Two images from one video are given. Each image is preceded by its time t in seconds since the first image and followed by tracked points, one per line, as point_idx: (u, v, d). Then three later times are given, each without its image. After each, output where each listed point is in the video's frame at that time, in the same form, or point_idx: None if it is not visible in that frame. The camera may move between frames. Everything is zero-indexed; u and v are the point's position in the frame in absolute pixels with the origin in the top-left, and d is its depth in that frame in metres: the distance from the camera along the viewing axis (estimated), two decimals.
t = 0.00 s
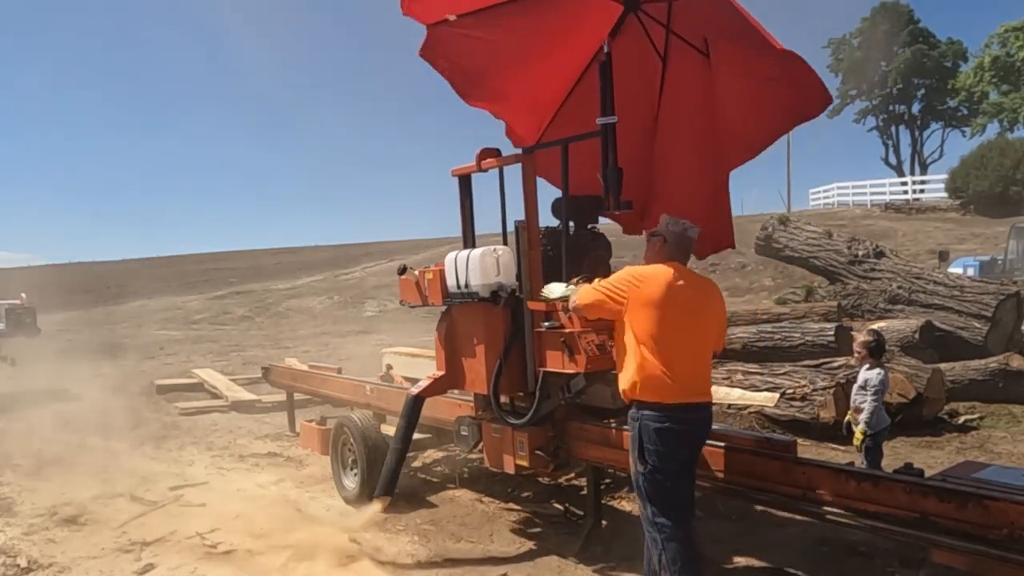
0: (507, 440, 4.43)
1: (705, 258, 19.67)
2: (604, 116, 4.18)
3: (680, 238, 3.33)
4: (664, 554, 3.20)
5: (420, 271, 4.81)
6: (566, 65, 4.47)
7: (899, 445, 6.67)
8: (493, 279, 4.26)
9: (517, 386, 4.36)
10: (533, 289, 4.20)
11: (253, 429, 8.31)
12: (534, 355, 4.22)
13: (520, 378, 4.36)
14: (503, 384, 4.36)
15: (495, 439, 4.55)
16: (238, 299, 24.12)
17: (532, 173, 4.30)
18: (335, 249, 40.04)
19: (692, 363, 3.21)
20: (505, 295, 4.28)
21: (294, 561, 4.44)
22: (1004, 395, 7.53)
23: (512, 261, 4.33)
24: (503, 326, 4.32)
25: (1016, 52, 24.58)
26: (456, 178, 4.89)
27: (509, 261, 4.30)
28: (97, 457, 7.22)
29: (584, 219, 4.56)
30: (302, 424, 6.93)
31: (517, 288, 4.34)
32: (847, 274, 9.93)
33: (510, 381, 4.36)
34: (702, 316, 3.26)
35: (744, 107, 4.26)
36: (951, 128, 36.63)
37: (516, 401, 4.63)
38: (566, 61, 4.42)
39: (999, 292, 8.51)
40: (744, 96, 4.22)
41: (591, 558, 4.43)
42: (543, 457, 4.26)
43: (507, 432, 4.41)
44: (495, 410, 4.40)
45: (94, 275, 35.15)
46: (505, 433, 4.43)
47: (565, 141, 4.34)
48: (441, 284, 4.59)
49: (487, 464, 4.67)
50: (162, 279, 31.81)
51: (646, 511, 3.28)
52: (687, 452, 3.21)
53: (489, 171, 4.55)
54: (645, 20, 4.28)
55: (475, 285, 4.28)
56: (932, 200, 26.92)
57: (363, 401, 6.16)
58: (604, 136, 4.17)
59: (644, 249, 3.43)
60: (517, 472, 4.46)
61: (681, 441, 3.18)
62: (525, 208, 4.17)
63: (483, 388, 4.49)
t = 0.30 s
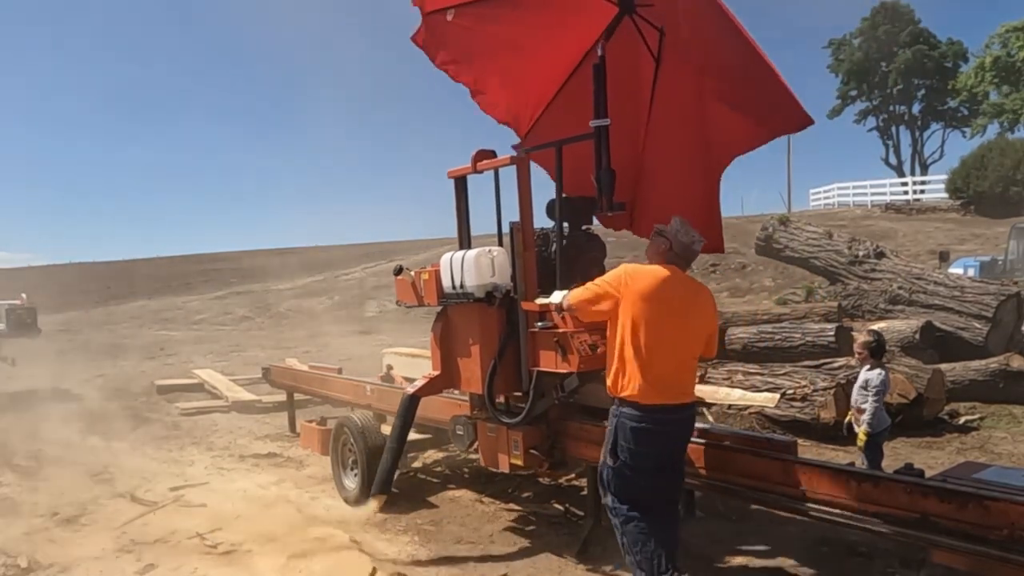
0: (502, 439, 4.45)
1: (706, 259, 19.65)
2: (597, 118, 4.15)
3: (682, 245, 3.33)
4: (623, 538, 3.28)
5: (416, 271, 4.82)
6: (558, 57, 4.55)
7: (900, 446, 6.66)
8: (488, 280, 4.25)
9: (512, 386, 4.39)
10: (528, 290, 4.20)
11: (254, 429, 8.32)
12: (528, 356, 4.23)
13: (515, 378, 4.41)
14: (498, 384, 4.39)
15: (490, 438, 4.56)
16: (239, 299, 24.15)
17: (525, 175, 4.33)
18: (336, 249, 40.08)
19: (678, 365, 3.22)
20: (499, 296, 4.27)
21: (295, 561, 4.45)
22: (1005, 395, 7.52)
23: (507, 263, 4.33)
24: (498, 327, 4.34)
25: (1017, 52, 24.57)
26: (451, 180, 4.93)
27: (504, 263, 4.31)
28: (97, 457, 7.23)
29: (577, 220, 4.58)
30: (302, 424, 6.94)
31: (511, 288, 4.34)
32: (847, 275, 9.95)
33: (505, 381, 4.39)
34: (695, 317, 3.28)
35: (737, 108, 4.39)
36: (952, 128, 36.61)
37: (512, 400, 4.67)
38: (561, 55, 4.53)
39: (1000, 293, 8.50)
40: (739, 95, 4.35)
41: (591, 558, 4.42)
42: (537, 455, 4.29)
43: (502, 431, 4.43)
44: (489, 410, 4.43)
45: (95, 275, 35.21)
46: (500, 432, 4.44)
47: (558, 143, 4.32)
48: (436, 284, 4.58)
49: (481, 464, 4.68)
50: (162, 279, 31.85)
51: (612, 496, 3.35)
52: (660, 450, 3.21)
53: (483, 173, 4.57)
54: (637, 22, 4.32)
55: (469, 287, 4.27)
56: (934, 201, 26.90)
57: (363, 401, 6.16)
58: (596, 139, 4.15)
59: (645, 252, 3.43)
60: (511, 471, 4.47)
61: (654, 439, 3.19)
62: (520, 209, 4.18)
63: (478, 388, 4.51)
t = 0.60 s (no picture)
0: (497, 438, 4.45)
1: (706, 259, 19.63)
2: (590, 121, 4.18)
3: (671, 244, 3.32)
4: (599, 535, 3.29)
5: (413, 272, 4.82)
6: (554, 57, 4.45)
7: (900, 446, 6.66)
8: (483, 280, 4.26)
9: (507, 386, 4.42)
10: (522, 290, 4.16)
11: (254, 429, 8.33)
12: (522, 356, 4.23)
13: (510, 377, 4.43)
14: (493, 384, 4.42)
15: (485, 437, 4.57)
16: (239, 299, 24.18)
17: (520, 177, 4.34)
18: (335, 249, 40.14)
19: (666, 366, 3.22)
20: (494, 296, 4.26)
21: (296, 561, 4.45)
22: (1005, 395, 7.52)
23: (502, 263, 4.33)
24: (493, 327, 4.35)
25: (1017, 52, 24.54)
26: (447, 182, 4.94)
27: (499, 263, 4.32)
28: (98, 457, 7.23)
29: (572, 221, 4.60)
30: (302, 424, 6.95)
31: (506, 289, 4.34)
32: (848, 275, 9.95)
33: (500, 380, 4.42)
34: (685, 319, 3.29)
35: (737, 108, 4.35)
36: (952, 128, 36.59)
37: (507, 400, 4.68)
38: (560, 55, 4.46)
39: (1001, 293, 8.50)
40: (738, 97, 4.31)
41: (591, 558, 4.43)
42: (532, 454, 4.28)
43: (497, 431, 4.43)
44: (484, 409, 4.45)
45: (96, 275, 35.27)
46: (495, 431, 4.45)
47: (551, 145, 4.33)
48: (431, 284, 4.58)
49: (477, 463, 4.69)
50: (163, 279, 31.89)
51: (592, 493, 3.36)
52: (645, 452, 3.21)
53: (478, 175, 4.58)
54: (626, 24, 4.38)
55: (465, 287, 4.28)
56: (934, 202, 26.88)
57: (363, 401, 6.17)
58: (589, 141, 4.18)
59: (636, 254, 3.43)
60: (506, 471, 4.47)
61: (639, 441, 3.19)
62: (515, 209, 4.20)
63: (473, 387, 4.53)
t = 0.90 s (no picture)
0: (493, 437, 4.45)
1: (706, 259, 19.62)
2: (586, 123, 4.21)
3: (652, 240, 3.35)
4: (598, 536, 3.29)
5: (411, 272, 4.83)
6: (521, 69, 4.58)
7: (900, 446, 6.67)
8: (479, 280, 4.26)
9: (503, 385, 4.41)
10: (519, 290, 4.25)
11: (255, 429, 8.34)
12: (518, 356, 4.24)
13: (507, 378, 4.44)
14: (490, 384, 4.42)
15: (482, 437, 4.57)
16: (239, 299, 24.22)
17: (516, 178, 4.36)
18: (335, 249, 40.18)
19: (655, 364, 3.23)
20: (490, 297, 4.26)
21: (297, 561, 4.46)
22: (1005, 396, 7.52)
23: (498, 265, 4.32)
24: (489, 327, 4.36)
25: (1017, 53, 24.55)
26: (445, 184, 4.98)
27: (494, 264, 4.31)
28: (99, 457, 7.25)
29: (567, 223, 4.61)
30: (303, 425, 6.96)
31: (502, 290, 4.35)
32: (848, 275, 9.95)
33: (496, 380, 4.42)
34: (671, 315, 3.30)
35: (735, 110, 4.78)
36: (952, 128, 36.59)
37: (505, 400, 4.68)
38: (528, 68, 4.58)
39: (1001, 294, 8.51)
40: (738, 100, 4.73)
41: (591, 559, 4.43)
42: (527, 453, 4.28)
43: (493, 430, 4.43)
44: (481, 409, 4.45)
45: (96, 275, 35.32)
46: (491, 431, 4.45)
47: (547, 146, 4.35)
48: (428, 284, 4.59)
49: (474, 462, 4.69)
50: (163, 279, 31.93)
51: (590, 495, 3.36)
52: (634, 450, 3.21)
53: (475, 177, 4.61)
54: (622, 26, 4.49)
55: (461, 288, 4.28)
56: (934, 202, 26.88)
57: (364, 402, 6.19)
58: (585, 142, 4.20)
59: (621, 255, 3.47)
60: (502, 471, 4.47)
61: (628, 439, 3.19)
62: (511, 210, 4.24)
63: (469, 387, 4.53)
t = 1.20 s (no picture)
0: (490, 437, 4.45)
1: (707, 259, 19.63)
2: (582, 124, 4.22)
3: (641, 240, 3.36)
4: (596, 537, 3.28)
5: (408, 273, 4.83)
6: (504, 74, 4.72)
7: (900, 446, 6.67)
8: (476, 281, 4.27)
9: (500, 385, 4.41)
10: (515, 291, 4.24)
11: (255, 429, 8.34)
12: (515, 356, 4.24)
13: (503, 378, 4.43)
14: (487, 384, 4.41)
15: (479, 436, 4.56)
16: (240, 300, 24.25)
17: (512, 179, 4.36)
18: (336, 250, 40.25)
19: (645, 365, 3.23)
20: (487, 297, 4.28)
21: (296, 561, 4.46)
22: (1006, 396, 7.52)
23: (495, 265, 4.32)
24: (486, 327, 4.36)
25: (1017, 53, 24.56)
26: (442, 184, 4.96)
27: (491, 265, 4.31)
28: (99, 457, 7.25)
29: (564, 224, 4.61)
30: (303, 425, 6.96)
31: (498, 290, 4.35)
32: (848, 275, 9.96)
33: (493, 380, 4.42)
34: (661, 317, 3.30)
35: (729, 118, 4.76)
36: (953, 129, 36.58)
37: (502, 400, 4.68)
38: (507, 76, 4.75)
39: (1001, 294, 8.51)
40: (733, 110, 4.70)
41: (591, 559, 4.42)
42: (524, 453, 4.28)
43: (490, 430, 4.43)
44: (478, 408, 4.45)
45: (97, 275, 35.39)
46: (488, 431, 4.45)
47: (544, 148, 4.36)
48: (426, 285, 4.60)
49: (471, 462, 4.69)
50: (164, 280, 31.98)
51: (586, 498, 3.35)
52: (626, 450, 3.21)
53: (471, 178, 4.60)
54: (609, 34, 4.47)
55: (458, 288, 4.28)
56: (935, 203, 26.88)
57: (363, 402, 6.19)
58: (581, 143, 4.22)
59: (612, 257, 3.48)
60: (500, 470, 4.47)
61: (620, 439, 3.19)
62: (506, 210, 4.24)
63: (466, 387, 4.52)
